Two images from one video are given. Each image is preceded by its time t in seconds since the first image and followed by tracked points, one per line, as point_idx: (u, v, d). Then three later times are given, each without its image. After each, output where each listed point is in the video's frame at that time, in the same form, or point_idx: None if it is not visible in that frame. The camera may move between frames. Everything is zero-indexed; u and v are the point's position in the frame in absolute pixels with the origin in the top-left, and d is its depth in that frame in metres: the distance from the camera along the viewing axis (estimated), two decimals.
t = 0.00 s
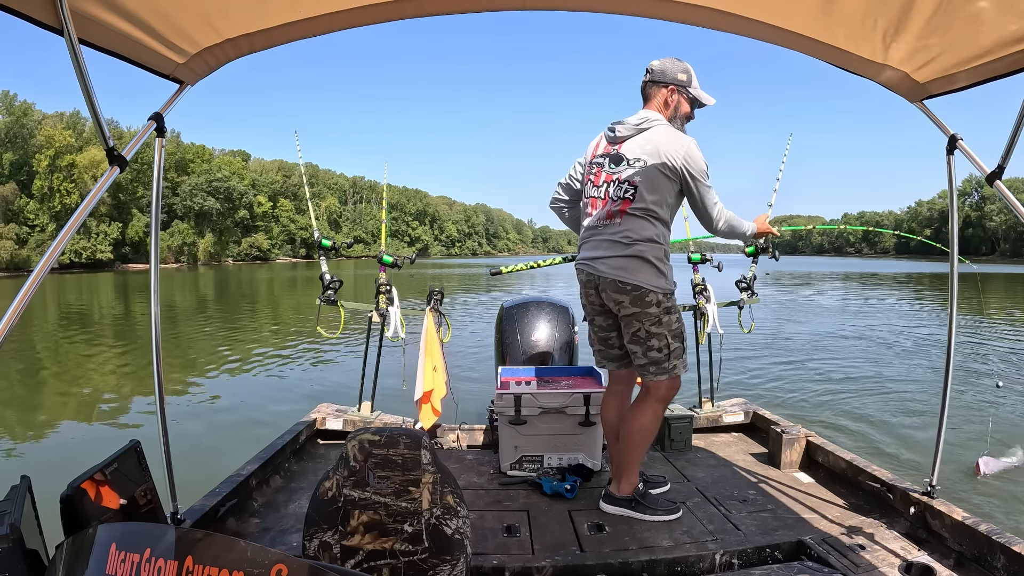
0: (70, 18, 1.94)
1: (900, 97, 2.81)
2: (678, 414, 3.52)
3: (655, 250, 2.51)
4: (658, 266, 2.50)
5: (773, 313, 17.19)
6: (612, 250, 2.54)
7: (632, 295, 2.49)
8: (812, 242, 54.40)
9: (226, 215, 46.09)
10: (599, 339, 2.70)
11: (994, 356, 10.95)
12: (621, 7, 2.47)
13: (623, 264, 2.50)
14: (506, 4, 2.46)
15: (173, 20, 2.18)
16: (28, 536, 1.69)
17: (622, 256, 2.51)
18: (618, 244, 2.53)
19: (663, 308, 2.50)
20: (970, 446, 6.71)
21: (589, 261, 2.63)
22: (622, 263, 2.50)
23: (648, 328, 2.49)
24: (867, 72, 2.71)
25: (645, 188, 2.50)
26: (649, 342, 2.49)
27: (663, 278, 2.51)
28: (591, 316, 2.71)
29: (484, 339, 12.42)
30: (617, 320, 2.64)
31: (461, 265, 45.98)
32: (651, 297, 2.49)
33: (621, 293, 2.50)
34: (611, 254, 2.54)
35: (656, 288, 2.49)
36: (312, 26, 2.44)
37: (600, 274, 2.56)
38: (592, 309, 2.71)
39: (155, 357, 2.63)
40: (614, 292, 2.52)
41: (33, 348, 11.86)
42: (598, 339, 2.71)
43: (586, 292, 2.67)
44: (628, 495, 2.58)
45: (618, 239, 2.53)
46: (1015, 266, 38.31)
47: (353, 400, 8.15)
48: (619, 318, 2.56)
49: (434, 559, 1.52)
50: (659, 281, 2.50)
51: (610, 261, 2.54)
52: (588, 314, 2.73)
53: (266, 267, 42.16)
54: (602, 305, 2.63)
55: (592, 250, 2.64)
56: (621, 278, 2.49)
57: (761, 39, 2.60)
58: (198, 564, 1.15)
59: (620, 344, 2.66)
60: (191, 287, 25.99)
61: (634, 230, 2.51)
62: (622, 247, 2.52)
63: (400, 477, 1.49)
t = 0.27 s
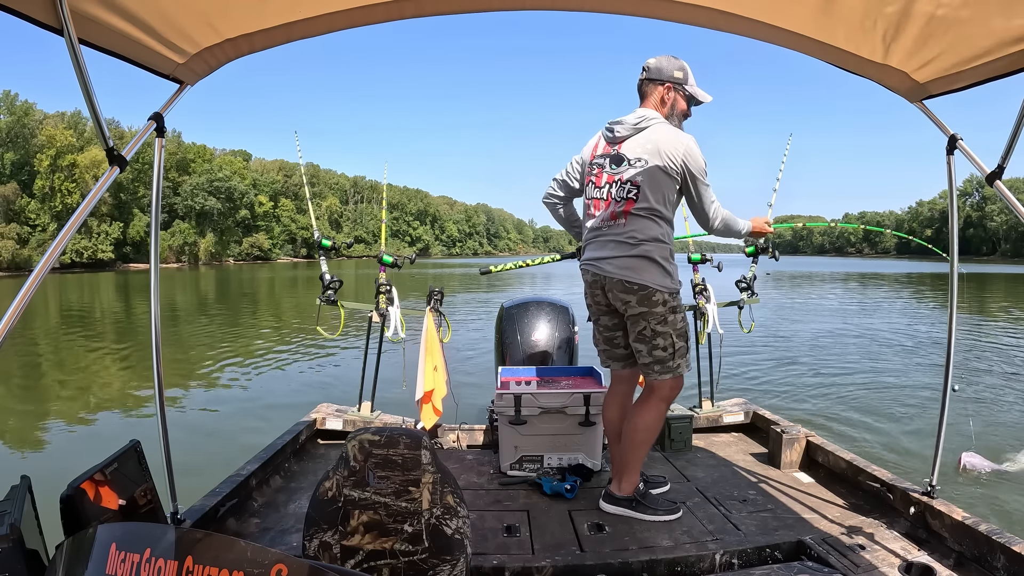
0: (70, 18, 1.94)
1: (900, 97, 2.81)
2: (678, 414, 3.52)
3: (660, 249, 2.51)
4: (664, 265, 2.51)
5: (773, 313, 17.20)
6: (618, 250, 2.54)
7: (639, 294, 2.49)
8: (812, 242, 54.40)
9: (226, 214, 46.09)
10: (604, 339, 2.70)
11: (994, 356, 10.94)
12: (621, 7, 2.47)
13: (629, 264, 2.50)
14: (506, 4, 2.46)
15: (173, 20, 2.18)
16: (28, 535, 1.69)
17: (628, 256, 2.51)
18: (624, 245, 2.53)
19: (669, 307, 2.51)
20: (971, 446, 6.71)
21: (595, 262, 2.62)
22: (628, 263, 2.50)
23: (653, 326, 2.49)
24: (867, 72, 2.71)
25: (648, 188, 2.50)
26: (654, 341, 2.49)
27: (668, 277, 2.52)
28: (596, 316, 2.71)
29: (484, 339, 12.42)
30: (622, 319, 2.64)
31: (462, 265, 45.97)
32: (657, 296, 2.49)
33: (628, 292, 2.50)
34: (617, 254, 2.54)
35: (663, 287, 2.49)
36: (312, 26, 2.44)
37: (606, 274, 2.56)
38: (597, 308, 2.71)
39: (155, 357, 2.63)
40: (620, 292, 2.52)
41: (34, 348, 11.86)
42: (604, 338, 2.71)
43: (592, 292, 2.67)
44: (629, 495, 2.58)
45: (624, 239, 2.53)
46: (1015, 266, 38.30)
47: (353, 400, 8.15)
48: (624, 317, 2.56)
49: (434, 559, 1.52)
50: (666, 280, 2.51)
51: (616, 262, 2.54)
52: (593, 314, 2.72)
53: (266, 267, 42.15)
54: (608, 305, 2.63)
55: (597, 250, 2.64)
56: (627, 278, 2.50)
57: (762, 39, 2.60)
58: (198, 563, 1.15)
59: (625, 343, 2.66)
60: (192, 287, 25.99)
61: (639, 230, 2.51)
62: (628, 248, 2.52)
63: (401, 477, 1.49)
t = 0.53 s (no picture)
0: (70, 18, 1.94)
1: (900, 97, 2.81)
2: (678, 414, 3.52)
3: (662, 249, 2.51)
4: (666, 265, 2.50)
5: (773, 313, 17.19)
6: (620, 251, 2.54)
7: (641, 294, 2.49)
8: (813, 242, 54.39)
9: (227, 214, 46.10)
10: (607, 338, 2.70)
11: (995, 356, 10.93)
12: (621, 7, 2.47)
13: (631, 263, 2.50)
14: (506, 4, 2.46)
15: (173, 20, 2.18)
16: (28, 536, 1.69)
17: (631, 255, 2.51)
18: (626, 245, 2.53)
19: (672, 306, 2.50)
20: (971, 446, 6.71)
21: (597, 262, 2.63)
22: (631, 262, 2.50)
23: (656, 326, 2.49)
24: (867, 72, 2.71)
25: (649, 188, 2.50)
26: (657, 340, 2.49)
27: (671, 276, 2.51)
28: (599, 316, 2.72)
29: (484, 339, 12.43)
30: (625, 319, 2.65)
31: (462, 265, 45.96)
32: (660, 296, 2.48)
33: (630, 292, 2.50)
34: (619, 254, 2.54)
35: (665, 287, 2.49)
36: (312, 26, 2.44)
37: (608, 275, 2.56)
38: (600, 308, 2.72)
39: (155, 357, 2.63)
40: (623, 291, 2.52)
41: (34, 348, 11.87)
42: (607, 339, 2.71)
43: (595, 293, 2.67)
44: (630, 493, 2.58)
45: (626, 239, 2.53)
46: (1016, 266, 38.29)
47: (353, 400, 8.15)
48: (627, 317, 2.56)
49: (434, 559, 1.52)
50: (668, 280, 2.50)
51: (618, 262, 2.54)
52: (597, 315, 2.73)
53: (267, 267, 42.14)
54: (611, 305, 2.63)
55: (599, 250, 2.64)
56: (630, 278, 2.49)
57: (762, 39, 2.60)
58: (197, 564, 1.15)
59: (629, 343, 2.66)
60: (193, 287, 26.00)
61: (641, 230, 2.51)
62: (630, 248, 2.52)
63: (401, 477, 1.49)
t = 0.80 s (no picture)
0: (70, 18, 1.94)
1: (900, 97, 2.81)
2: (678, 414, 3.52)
3: (665, 249, 2.52)
4: (670, 264, 2.51)
5: (774, 313, 17.20)
6: (623, 253, 2.54)
7: (647, 295, 2.49)
8: (814, 242, 54.38)
9: (228, 214, 46.10)
10: (611, 341, 2.71)
11: (996, 356, 10.93)
12: (621, 7, 2.47)
13: (635, 265, 2.51)
14: (506, 4, 2.46)
15: (173, 20, 2.17)
16: (28, 536, 1.69)
17: (634, 257, 2.51)
18: (628, 247, 2.54)
19: (679, 305, 2.52)
20: (971, 445, 6.72)
21: (599, 265, 2.63)
22: (634, 264, 2.51)
23: (666, 326, 2.50)
24: (867, 72, 2.71)
25: (649, 189, 2.50)
26: (668, 340, 2.51)
27: (675, 275, 2.52)
28: (603, 318, 2.73)
29: (485, 339, 12.43)
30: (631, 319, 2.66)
31: (463, 265, 45.96)
32: (666, 296, 2.49)
33: (637, 294, 2.51)
34: (622, 256, 2.55)
35: (670, 286, 2.50)
36: (312, 26, 2.44)
37: (611, 278, 2.57)
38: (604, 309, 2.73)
39: (155, 356, 2.63)
40: (629, 294, 2.52)
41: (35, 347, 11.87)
42: (610, 339, 2.71)
43: (599, 295, 2.68)
44: (639, 485, 2.57)
45: (627, 241, 2.53)
46: (1017, 266, 38.29)
47: (354, 400, 8.15)
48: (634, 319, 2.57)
49: (434, 559, 1.52)
50: (672, 279, 2.51)
51: (622, 264, 2.54)
52: (601, 316, 2.73)
53: (268, 267, 42.14)
54: (616, 306, 2.64)
55: (601, 252, 2.64)
56: (634, 280, 2.50)
57: (762, 39, 2.60)
58: (197, 564, 1.15)
59: (633, 343, 2.67)
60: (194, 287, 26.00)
61: (642, 232, 2.52)
62: (633, 250, 2.52)
63: (400, 477, 1.49)
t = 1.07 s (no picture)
0: (70, 18, 1.94)
1: (900, 97, 2.81)
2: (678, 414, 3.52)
3: (672, 247, 2.53)
4: (676, 264, 2.52)
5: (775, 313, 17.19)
6: (630, 251, 2.55)
7: (653, 293, 2.50)
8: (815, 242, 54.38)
9: (229, 214, 46.09)
10: (613, 340, 2.71)
11: (997, 356, 10.92)
12: (621, 7, 2.46)
13: (641, 263, 2.52)
14: (506, 4, 2.46)
15: (173, 19, 2.17)
16: (28, 536, 1.69)
17: (640, 255, 2.52)
18: (634, 245, 2.55)
19: (684, 305, 2.53)
20: (972, 445, 6.72)
21: (604, 263, 2.64)
22: (640, 262, 2.52)
23: (671, 326, 2.51)
24: (867, 72, 2.71)
25: (656, 186, 2.51)
26: (672, 340, 2.51)
27: (681, 275, 2.54)
28: (606, 317, 2.73)
29: (485, 339, 12.43)
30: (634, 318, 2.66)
31: (464, 265, 45.94)
32: (672, 295, 2.51)
33: (642, 293, 2.51)
34: (628, 254, 2.56)
35: (677, 286, 2.51)
36: (312, 26, 2.44)
37: (617, 276, 2.57)
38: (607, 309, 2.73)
39: (155, 356, 2.63)
40: (635, 292, 2.53)
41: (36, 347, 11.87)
42: (613, 339, 2.71)
43: (603, 294, 2.68)
44: (676, 493, 2.59)
45: (634, 239, 2.54)
46: (1017, 266, 38.29)
47: (354, 400, 8.15)
48: (639, 318, 2.57)
49: (434, 559, 1.52)
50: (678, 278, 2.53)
51: (628, 262, 2.55)
52: (604, 315, 2.73)
53: (269, 267, 42.13)
54: (620, 305, 2.65)
55: (607, 250, 2.64)
56: (641, 278, 2.51)
57: (762, 39, 2.60)
58: (198, 563, 1.15)
59: (635, 344, 2.67)
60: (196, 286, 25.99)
61: (649, 230, 2.53)
62: (639, 248, 2.53)
63: (400, 477, 1.49)
